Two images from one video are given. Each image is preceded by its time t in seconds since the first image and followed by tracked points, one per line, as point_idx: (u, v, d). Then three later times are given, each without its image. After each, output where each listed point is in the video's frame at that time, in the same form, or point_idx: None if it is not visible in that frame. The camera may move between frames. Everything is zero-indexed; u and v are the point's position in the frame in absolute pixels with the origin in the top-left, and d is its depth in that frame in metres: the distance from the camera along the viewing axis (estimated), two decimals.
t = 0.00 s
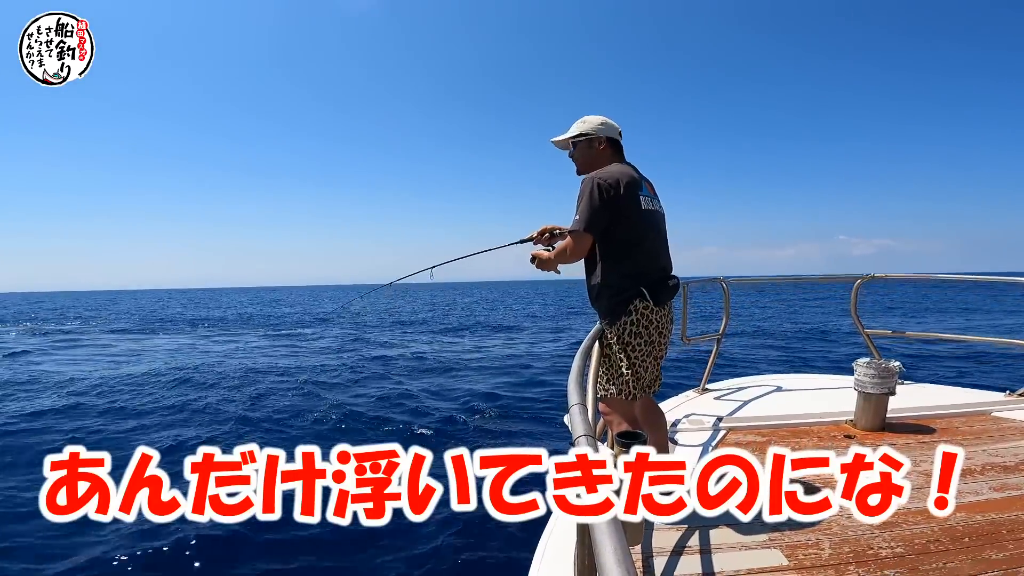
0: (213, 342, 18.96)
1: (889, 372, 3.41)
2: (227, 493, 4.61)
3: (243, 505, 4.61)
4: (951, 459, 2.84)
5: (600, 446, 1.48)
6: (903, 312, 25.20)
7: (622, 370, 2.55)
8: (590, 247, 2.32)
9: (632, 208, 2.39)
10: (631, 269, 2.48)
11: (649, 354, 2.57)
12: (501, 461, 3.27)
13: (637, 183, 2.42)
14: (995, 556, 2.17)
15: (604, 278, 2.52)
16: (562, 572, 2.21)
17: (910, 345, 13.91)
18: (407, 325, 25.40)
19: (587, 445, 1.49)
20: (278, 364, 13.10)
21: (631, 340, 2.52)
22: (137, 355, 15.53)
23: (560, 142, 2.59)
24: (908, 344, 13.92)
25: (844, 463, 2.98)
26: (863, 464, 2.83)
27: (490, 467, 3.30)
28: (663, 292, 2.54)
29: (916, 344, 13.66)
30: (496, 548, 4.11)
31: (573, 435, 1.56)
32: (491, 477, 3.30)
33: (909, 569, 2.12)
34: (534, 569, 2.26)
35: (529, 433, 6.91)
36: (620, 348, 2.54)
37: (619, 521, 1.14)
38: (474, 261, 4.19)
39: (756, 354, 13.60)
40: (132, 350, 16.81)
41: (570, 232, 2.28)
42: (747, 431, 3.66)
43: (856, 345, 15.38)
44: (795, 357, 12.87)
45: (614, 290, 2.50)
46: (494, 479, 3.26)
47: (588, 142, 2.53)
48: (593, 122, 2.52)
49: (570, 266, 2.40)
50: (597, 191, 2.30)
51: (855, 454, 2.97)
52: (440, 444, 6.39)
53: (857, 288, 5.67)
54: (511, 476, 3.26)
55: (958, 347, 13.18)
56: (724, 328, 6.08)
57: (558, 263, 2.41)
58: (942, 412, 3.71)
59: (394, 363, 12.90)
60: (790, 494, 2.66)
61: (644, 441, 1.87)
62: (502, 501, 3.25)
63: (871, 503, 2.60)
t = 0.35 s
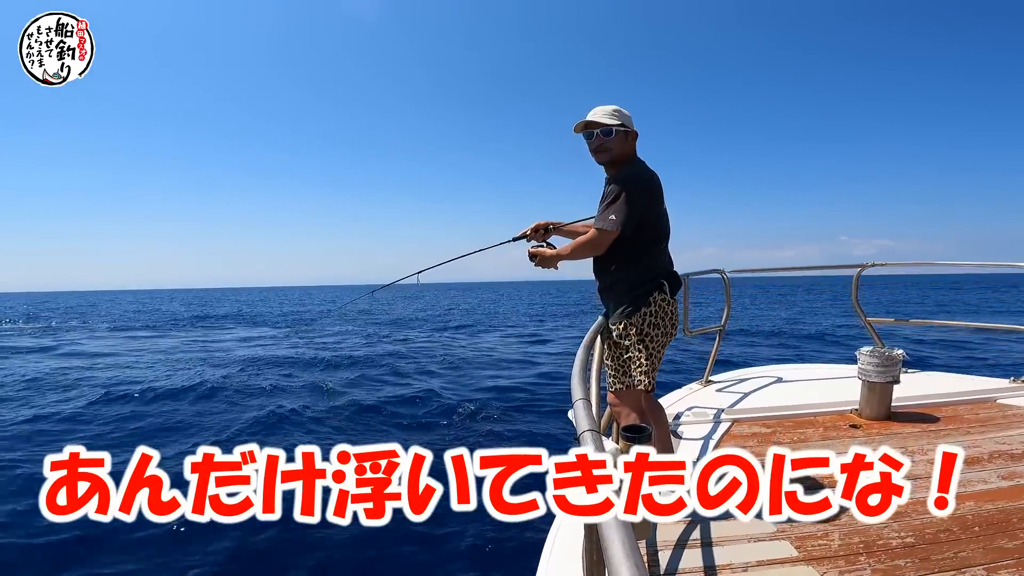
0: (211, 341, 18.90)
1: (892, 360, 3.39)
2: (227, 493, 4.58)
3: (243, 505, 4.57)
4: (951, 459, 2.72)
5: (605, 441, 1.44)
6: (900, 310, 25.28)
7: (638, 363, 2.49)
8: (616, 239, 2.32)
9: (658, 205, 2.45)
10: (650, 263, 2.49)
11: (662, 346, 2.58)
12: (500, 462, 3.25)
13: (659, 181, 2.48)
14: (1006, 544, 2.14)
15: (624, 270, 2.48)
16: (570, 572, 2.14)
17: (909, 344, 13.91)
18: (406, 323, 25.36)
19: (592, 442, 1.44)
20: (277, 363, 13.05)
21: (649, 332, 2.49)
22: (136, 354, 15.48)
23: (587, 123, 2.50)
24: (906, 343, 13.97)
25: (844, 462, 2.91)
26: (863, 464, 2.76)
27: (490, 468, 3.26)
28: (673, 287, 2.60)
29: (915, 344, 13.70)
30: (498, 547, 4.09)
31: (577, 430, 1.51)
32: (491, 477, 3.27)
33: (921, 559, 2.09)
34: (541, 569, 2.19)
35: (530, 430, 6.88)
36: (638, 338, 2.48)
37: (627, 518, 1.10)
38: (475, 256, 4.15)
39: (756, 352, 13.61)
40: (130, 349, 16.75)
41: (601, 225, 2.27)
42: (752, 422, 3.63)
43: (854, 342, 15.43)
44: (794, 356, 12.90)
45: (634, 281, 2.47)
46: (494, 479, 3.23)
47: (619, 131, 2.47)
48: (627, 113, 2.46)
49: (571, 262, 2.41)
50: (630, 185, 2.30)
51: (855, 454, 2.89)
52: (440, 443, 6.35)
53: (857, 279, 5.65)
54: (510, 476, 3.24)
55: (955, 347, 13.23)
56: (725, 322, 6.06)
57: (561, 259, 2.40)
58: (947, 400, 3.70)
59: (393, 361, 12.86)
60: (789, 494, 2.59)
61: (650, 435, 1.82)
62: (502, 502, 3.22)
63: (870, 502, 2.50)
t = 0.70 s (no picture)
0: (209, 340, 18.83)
1: (893, 354, 3.37)
2: (227, 493, 4.56)
3: (243, 505, 4.55)
4: (950, 458, 2.65)
5: (608, 437, 1.42)
6: (897, 306, 25.35)
7: (646, 360, 2.46)
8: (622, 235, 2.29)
9: (666, 201, 2.45)
10: (657, 259, 2.47)
11: (669, 342, 2.56)
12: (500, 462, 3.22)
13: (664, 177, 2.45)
14: (1013, 538, 2.12)
15: (630, 266, 2.45)
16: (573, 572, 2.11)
17: (909, 341, 13.90)
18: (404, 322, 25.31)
19: (595, 440, 1.42)
20: (275, 361, 13.02)
21: (658, 325, 2.47)
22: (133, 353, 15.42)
23: (593, 121, 2.46)
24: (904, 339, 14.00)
25: (844, 460, 2.88)
26: (863, 464, 2.72)
27: (490, 468, 3.24)
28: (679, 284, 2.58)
29: (912, 341, 13.73)
30: (499, 548, 4.07)
31: (580, 428, 1.48)
32: (491, 477, 3.24)
33: (928, 553, 2.07)
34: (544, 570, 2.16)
35: (530, 429, 6.87)
36: (648, 332, 2.45)
37: (633, 519, 1.07)
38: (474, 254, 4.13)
39: (756, 350, 13.59)
40: (128, 348, 16.68)
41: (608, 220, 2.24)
42: (754, 417, 3.61)
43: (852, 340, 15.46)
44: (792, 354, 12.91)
45: (643, 275, 2.44)
46: (494, 479, 3.20)
47: (624, 131, 2.43)
48: (634, 112, 2.44)
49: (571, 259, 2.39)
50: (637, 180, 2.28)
51: (855, 453, 2.86)
52: (440, 442, 6.33)
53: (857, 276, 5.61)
54: (511, 476, 3.21)
55: (953, 344, 13.26)
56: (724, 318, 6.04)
57: (560, 256, 2.38)
58: (949, 393, 3.68)
59: (392, 360, 12.84)
60: (789, 494, 2.56)
61: (652, 433, 1.80)
62: (502, 501, 3.19)
63: (870, 502, 2.47)
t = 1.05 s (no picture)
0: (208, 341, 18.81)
1: (894, 355, 3.37)
2: (227, 493, 4.55)
3: (242, 505, 4.54)
4: (950, 458, 2.64)
5: (608, 439, 1.42)
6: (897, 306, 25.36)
7: (646, 361, 2.45)
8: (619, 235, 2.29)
9: (664, 201, 2.44)
10: (656, 260, 2.46)
11: (669, 343, 2.55)
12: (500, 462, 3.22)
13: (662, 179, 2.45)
14: (1015, 538, 2.12)
15: (629, 267, 2.45)
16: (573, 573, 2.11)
17: (910, 341, 13.88)
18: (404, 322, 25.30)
19: (596, 441, 1.41)
20: (275, 361, 13.02)
21: (657, 326, 2.47)
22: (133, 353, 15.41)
23: (591, 123, 2.45)
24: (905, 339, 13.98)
25: (844, 459, 2.88)
26: (863, 463, 2.72)
27: (490, 468, 3.24)
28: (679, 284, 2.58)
29: (913, 341, 13.72)
30: (499, 548, 4.06)
31: (580, 429, 1.48)
32: (492, 477, 3.24)
33: (930, 553, 2.07)
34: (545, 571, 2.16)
35: (530, 429, 6.86)
36: (647, 333, 2.44)
37: (632, 518, 1.07)
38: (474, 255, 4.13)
39: (758, 350, 13.56)
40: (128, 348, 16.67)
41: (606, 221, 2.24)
42: (755, 418, 3.60)
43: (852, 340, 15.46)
44: (793, 354, 12.91)
45: (642, 276, 2.44)
46: (494, 479, 3.19)
47: (620, 133, 2.42)
48: (629, 114, 2.43)
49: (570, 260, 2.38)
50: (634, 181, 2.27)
51: (855, 454, 2.86)
52: (440, 442, 6.32)
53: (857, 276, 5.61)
54: (511, 476, 3.21)
55: (954, 344, 13.25)
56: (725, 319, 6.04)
57: (559, 257, 2.37)
58: (951, 393, 3.68)
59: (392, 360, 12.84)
60: (789, 494, 2.56)
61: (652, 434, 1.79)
62: (502, 501, 3.18)
63: (870, 503, 2.46)
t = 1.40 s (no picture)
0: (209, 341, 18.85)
1: (894, 361, 3.37)
2: (227, 494, 4.56)
3: (243, 505, 4.55)
4: (951, 459, 2.71)
5: (608, 442, 1.43)
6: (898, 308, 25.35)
7: (643, 364, 2.47)
8: (615, 240, 2.31)
9: (660, 205, 2.45)
10: (653, 264, 2.48)
11: (667, 346, 2.56)
12: (500, 462, 3.23)
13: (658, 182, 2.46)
14: (1014, 543, 2.12)
15: (626, 271, 2.47)
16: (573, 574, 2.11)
17: (910, 342, 13.87)
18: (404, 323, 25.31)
19: (594, 445, 1.43)
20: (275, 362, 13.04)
21: (655, 331, 2.48)
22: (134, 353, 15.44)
23: (585, 128, 2.47)
24: (906, 340, 13.97)
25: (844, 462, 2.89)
26: (863, 464, 2.75)
27: (490, 468, 3.24)
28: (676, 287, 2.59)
29: (914, 342, 13.71)
30: (499, 549, 4.06)
31: (579, 433, 1.49)
32: (491, 477, 3.25)
33: (927, 559, 2.07)
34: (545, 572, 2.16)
35: (530, 430, 6.87)
36: (645, 338, 2.46)
37: (630, 519, 1.08)
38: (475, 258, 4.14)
39: (758, 352, 13.54)
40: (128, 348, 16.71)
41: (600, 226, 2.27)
42: (754, 423, 3.61)
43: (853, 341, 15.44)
44: (793, 355, 12.91)
45: (640, 280, 2.45)
46: (494, 478, 3.20)
47: (614, 136, 2.44)
48: (623, 118, 2.45)
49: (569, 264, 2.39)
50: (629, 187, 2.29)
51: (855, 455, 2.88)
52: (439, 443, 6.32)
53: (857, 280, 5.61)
54: (511, 476, 3.22)
55: (954, 344, 13.24)
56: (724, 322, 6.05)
57: (557, 261, 2.39)
58: (950, 399, 3.68)
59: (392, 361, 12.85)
60: (789, 494, 2.57)
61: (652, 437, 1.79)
62: (502, 501, 3.19)
63: (870, 503, 2.48)
